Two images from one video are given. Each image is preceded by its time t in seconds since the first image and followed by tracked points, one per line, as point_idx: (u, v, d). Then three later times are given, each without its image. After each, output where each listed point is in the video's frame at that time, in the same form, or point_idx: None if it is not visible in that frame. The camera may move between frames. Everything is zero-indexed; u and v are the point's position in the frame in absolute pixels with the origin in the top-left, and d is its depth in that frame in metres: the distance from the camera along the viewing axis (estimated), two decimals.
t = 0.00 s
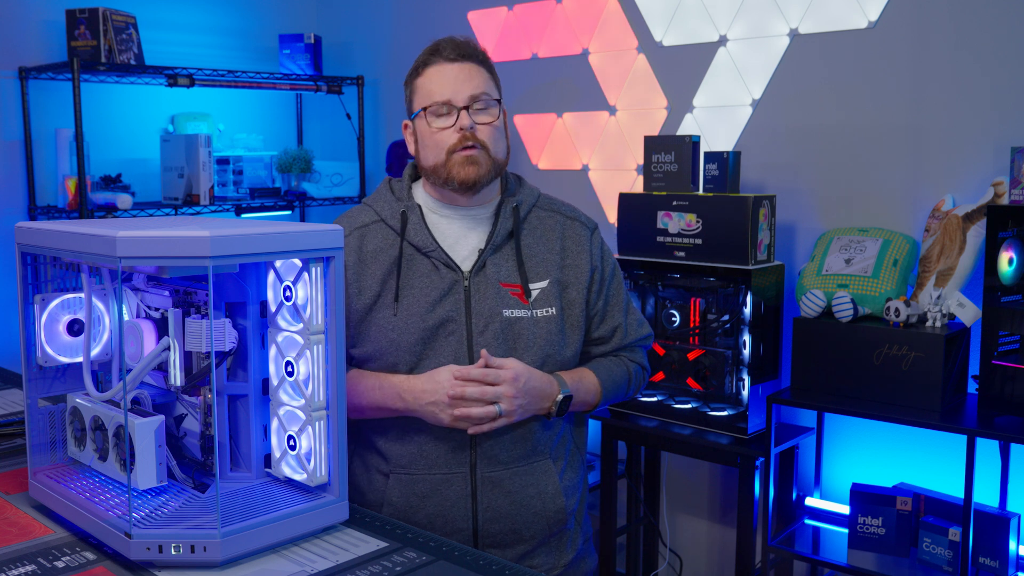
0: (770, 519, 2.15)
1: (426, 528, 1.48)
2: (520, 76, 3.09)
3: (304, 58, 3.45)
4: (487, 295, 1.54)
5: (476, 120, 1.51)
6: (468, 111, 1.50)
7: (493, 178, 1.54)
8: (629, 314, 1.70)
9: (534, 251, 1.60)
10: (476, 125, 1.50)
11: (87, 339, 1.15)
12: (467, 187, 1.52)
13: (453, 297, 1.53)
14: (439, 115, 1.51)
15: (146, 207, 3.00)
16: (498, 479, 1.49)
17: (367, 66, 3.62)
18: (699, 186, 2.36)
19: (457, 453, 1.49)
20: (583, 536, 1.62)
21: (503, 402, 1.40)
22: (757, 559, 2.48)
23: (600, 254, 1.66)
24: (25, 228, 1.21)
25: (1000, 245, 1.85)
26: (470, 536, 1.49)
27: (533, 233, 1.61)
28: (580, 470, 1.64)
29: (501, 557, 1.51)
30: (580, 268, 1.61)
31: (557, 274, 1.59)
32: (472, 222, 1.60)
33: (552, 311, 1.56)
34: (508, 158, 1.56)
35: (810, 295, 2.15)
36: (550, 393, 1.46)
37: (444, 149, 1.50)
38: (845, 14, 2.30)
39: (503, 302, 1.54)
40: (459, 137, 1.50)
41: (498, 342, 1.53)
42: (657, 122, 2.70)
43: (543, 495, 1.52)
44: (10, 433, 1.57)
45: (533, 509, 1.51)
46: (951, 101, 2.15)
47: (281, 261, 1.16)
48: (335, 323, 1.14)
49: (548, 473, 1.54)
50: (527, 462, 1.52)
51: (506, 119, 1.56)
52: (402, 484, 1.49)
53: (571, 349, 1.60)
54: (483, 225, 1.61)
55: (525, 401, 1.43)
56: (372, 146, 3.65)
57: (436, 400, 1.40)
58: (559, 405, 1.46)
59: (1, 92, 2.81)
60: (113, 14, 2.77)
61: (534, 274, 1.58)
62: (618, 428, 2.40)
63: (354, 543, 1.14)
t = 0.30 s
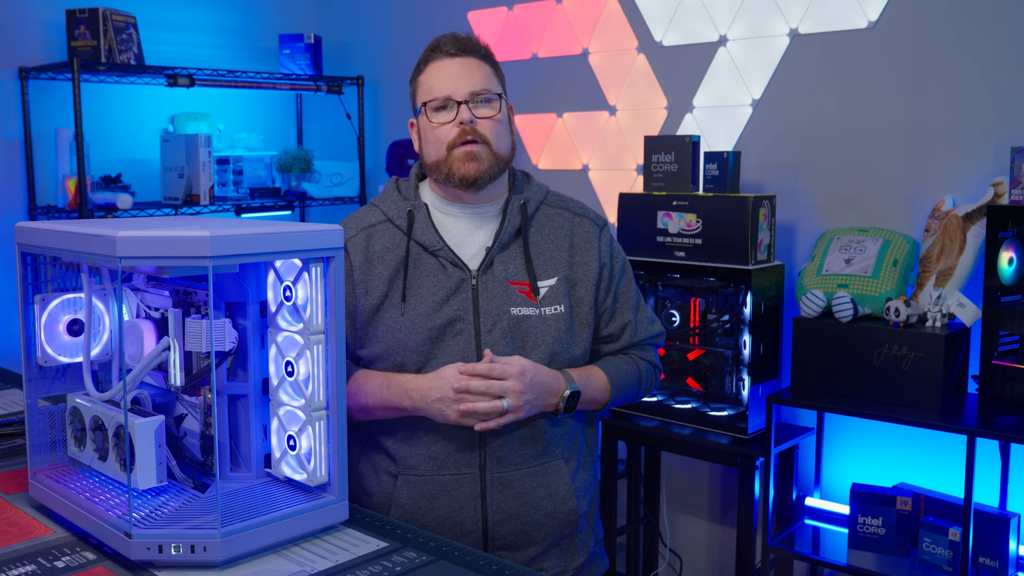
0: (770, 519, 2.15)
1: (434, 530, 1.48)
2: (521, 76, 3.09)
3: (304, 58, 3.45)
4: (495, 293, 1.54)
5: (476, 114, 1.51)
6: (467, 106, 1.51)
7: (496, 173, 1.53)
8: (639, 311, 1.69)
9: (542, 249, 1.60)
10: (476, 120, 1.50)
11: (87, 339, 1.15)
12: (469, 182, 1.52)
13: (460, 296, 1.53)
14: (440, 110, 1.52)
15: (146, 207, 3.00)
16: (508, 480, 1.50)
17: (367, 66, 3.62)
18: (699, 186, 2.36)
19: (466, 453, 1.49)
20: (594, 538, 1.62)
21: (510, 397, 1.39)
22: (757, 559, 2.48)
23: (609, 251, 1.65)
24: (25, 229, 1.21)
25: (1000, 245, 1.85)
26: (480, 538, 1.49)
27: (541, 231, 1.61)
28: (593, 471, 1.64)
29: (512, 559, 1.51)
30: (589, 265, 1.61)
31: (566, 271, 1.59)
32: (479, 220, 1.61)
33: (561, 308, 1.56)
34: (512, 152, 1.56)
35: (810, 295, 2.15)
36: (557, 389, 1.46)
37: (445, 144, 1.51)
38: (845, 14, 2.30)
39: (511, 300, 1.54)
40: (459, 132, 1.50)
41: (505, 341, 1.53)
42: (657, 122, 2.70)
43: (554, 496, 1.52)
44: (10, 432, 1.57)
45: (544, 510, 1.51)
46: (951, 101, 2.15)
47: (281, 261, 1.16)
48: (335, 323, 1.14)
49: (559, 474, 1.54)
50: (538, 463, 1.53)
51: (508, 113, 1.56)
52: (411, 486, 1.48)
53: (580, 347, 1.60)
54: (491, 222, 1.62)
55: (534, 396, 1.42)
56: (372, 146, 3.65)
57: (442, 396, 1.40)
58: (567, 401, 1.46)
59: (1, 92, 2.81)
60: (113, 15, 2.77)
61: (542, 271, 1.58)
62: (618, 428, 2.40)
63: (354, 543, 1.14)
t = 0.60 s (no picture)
0: (770, 519, 2.15)
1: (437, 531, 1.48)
2: (521, 76, 3.09)
3: (304, 58, 3.45)
4: (497, 294, 1.53)
5: (478, 115, 1.51)
6: (470, 106, 1.50)
7: (497, 173, 1.53)
8: (641, 311, 1.69)
9: (543, 248, 1.60)
10: (478, 120, 1.50)
11: (87, 339, 1.15)
12: (469, 181, 1.52)
13: (462, 297, 1.53)
14: (442, 108, 1.52)
15: (146, 207, 3.00)
16: (510, 482, 1.50)
17: (367, 65, 3.62)
18: (699, 187, 2.36)
19: (468, 455, 1.49)
20: (594, 537, 1.62)
21: (512, 403, 1.38)
22: (757, 559, 2.48)
23: (610, 252, 1.66)
24: (25, 229, 1.21)
25: (1000, 245, 1.85)
26: (482, 539, 1.49)
27: (542, 230, 1.62)
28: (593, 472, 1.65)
29: (513, 560, 1.51)
30: (590, 265, 1.62)
31: (567, 272, 1.59)
32: (480, 220, 1.61)
33: (563, 309, 1.56)
34: (514, 153, 1.56)
35: (810, 295, 2.15)
36: (560, 394, 1.46)
37: (446, 142, 1.51)
38: (845, 14, 2.30)
39: (512, 301, 1.54)
40: (460, 131, 1.50)
41: (507, 343, 1.52)
42: (657, 122, 2.70)
43: (556, 497, 1.53)
44: (10, 432, 1.57)
45: (545, 511, 1.52)
46: (951, 101, 2.15)
47: (281, 261, 1.16)
48: (335, 323, 1.14)
49: (561, 475, 1.55)
50: (540, 464, 1.53)
51: (511, 113, 1.56)
52: (412, 487, 1.48)
53: (582, 348, 1.60)
54: (492, 222, 1.62)
55: (536, 402, 1.42)
56: (372, 146, 3.65)
57: (444, 401, 1.40)
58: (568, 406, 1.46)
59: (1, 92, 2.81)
60: (113, 15, 2.77)
61: (544, 271, 1.58)
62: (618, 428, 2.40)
63: (354, 543, 1.14)
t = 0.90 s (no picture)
0: (770, 519, 2.14)
1: (438, 531, 1.48)
2: (521, 76, 3.08)
3: (304, 58, 3.45)
4: (495, 297, 1.54)
5: (478, 116, 1.51)
6: (469, 108, 1.50)
7: (495, 176, 1.54)
8: (639, 310, 1.69)
9: (542, 250, 1.60)
10: (478, 122, 1.50)
11: (87, 339, 1.15)
12: (467, 185, 1.52)
13: (461, 300, 1.53)
14: (442, 109, 1.52)
15: (146, 207, 3.00)
16: (509, 482, 1.50)
17: (367, 65, 3.62)
18: (699, 186, 2.36)
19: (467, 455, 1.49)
20: (594, 534, 1.62)
21: (513, 405, 1.39)
22: (757, 559, 2.48)
23: (608, 252, 1.66)
24: (25, 228, 1.21)
25: (1000, 245, 1.85)
26: (481, 538, 1.49)
27: (541, 231, 1.62)
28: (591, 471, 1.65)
29: (513, 558, 1.51)
30: (589, 265, 1.62)
31: (565, 273, 1.59)
32: (479, 221, 1.61)
33: (562, 311, 1.56)
34: (512, 155, 1.56)
35: (810, 295, 2.15)
36: (560, 395, 1.46)
37: (445, 144, 1.51)
38: (845, 14, 2.30)
39: (511, 304, 1.54)
40: (460, 133, 1.50)
41: (506, 345, 1.53)
42: (657, 122, 2.70)
43: (554, 496, 1.53)
44: (10, 433, 1.57)
45: (544, 510, 1.52)
46: (951, 101, 2.15)
47: (281, 261, 1.16)
48: (335, 323, 1.14)
49: (559, 475, 1.55)
50: (539, 464, 1.53)
51: (510, 115, 1.56)
52: (413, 487, 1.49)
53: (581, 349, 1.60)
54: (491, 223, 1.62)
55: (537, 403, 1.42)
56: (372, 146, 3.65)
57: (443, 397, 1.40)
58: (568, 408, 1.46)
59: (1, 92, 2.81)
60: (113, 14, 2.77)
61: (542, 273, 1.58)
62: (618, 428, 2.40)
63: (354, 543, 1.14)
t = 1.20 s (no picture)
0: (770, 519, 2.15)
1: (424, 521, 1.51)
2: (521, 76, 3.08)
3: (304, 58, 3.45)
4: (488, 290, 1.54)
5: (477, 110, 1.51)
6: (469, 101, 1.51)
7: (490, 170, 1.53)
8: (632, 310, 1.69)
9: (536, 247, 1.60)
10: (476, 115, 1.51)
11: (87, 339, 1.15)
12: (461, 176, 1.51)
13: (454, 293, 1.54)
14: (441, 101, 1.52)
15: (146, 207, 3.00)
16: (495, 474, 1.52)
17: (367, 65, 3.62)
18: (699, 186, 2.36)
19: (456, 447, 1.51)
20: (580, 533, 1.64)
21: (501, 392, 1.39)
22: (757, 558, 2.48)
23: (602, 251, 1.66)
24: (25, 229, 1.21)
25: (1000, 245, 1.85)
26: (467, 529, 1.51)
27: (535, 229, 1.62)
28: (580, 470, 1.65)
29: (498, 550, 1.53)
30: (583, 264, 1.62)
31: (558, 269, 1.59)
32: (474, 218, 1.61)
33: (554, 306, 1.56)
34: (508, 153, 1.56)
35: (810, 295, 2.15)
36: (550, 385, 1.46)
37: (443, 135, 1.51)
38: (845, 14, 2.30)
39: (503, 298, 1.54)
40: (458, 124, 1.50)
41: (498, 338, 1.53)
42: (657, 122, 2.70)
43: (541, 490, 1.54)
44: (10, 433, 1.57)
45: (530, 503, 1.53)
46: (951, 100, 2.15)
47: (281, 261, 1.16)
48: (336, 323, 1.14)
49: (547, 470, 1.56)
50: (526, 457, 1.54)
51: (510, 113, 1.56)
52: (401, 477, 1.51)
53: (573, 344, 1.60)
54: (486, 220, 1.62)
55: (526, 392, 1.42)
56: (372, 146, 3.65)
57: (441, 396, 1.40)
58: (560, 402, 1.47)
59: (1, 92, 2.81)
60: (113, 14, 2.77)
61: (535, 269, 1.58)
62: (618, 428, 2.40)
63: (354, 543, 1.14)
